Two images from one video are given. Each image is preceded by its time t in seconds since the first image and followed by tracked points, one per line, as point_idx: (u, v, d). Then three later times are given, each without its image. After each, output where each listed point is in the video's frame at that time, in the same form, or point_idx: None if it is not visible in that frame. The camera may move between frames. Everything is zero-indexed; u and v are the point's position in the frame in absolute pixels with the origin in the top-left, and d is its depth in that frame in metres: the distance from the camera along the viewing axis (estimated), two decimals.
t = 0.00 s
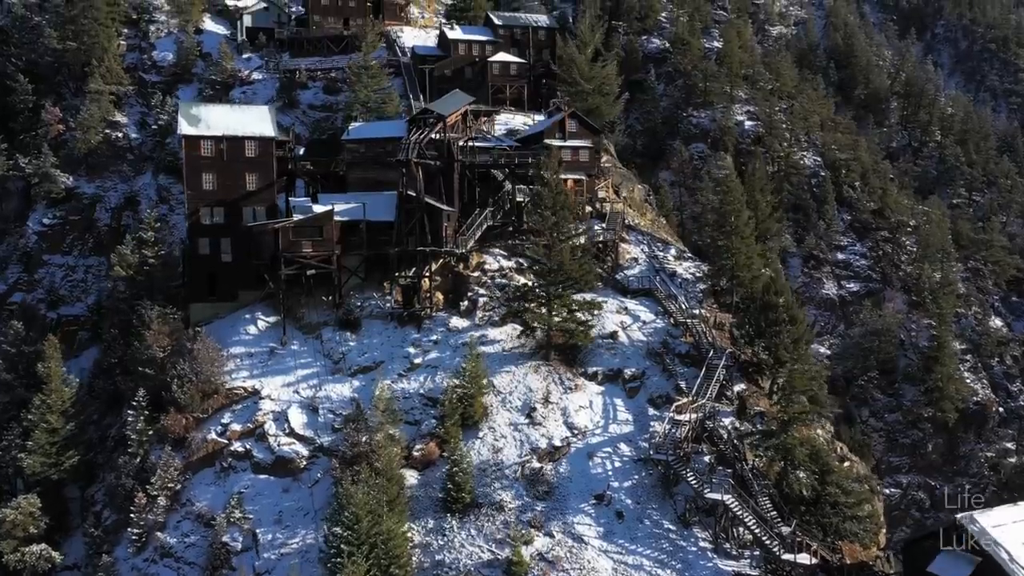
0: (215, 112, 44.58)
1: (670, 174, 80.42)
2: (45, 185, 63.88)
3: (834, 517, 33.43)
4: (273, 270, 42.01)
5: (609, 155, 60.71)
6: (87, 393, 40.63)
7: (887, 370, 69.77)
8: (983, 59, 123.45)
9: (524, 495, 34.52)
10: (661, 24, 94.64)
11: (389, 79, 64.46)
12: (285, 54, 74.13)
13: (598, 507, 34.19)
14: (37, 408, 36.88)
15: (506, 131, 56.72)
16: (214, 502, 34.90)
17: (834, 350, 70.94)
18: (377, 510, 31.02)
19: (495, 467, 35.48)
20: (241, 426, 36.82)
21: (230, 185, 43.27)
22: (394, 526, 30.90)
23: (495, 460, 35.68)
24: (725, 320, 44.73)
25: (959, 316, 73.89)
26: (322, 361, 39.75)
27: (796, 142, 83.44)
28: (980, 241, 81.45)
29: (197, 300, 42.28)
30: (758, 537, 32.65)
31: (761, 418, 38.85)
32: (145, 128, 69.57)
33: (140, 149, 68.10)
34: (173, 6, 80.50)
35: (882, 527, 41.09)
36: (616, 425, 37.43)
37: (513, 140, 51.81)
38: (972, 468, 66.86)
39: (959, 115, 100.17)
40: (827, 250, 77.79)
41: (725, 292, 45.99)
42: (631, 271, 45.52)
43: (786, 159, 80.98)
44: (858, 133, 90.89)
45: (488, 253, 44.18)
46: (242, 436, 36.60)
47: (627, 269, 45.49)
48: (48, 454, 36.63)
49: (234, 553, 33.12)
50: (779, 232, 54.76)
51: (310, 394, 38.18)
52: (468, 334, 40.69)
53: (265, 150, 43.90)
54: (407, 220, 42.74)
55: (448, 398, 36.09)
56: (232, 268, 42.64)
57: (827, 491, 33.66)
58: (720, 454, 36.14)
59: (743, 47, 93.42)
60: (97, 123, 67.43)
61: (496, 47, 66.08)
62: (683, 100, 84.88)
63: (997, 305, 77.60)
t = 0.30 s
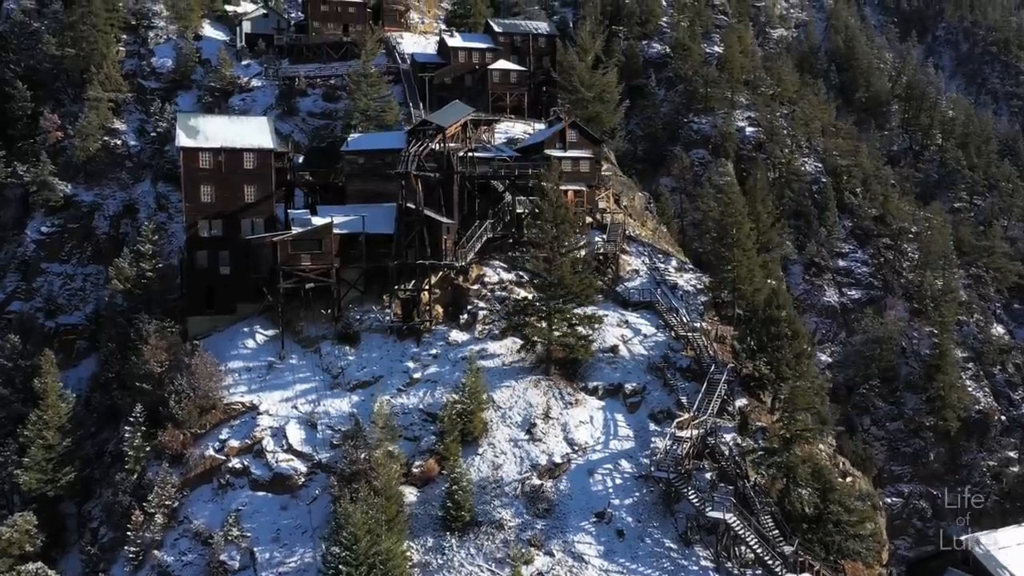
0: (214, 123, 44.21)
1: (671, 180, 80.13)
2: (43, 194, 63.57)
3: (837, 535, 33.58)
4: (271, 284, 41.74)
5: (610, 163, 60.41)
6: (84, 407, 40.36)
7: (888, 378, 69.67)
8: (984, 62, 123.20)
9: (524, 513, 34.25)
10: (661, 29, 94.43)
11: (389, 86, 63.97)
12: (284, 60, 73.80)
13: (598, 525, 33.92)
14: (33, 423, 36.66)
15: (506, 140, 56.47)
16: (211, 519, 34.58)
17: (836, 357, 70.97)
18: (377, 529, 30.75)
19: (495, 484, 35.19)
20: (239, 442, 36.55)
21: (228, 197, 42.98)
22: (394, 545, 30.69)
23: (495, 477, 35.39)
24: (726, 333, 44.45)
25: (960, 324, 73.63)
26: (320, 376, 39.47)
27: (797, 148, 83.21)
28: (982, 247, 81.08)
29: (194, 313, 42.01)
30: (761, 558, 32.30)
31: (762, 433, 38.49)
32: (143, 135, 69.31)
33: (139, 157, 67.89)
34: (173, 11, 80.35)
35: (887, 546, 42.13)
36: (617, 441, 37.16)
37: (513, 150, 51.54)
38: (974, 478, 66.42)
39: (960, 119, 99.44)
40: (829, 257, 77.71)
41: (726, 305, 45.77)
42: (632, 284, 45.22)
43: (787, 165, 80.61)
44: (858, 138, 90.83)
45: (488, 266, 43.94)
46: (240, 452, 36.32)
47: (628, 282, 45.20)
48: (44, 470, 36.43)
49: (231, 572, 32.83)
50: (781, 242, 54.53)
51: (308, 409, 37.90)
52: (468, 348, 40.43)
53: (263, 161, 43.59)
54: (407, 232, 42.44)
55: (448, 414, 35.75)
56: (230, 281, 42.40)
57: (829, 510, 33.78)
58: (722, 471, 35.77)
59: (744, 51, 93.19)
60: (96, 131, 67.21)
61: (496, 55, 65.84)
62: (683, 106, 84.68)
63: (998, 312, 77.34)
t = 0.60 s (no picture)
0: (212, 135, 43.82)
1: (672, 186, 79.73)
2: (40, 202, 63.21)
3: (841, 555, 33.13)
4: (269, 297, 41.35)
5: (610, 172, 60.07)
6: (80, 423, 40.02)
7: (890, 387, 69.31)
8: (985, 65, 122.76)
9: (524, 532, 33.90)
10: (662, 34, 94.08)
11: (388, 94, 63.55)
12: (283, 67, 73.41)
13: (598, 544, 33.55)
14: (28, 440, 36.28)
15: (506, 149, 56.15)
16: (207, 539, 34.20)
17: (837, 365, 70.71)
18: (375, 549, 30.38)
19: (494, 502, 34.80)
20: (236, 458, 36.17)
21: (225, 210, 42.62)
22: (392, 566, 30.33)
23: (494, 495, 34.99)
24: (728, 346, 44.08)
25: (963, 331, 73.24)
26: (318, 391, 39.08)
27: (798, 154, 82.90)
28: (984, 254, 80.74)
29: (191, 326, 41.66)
30: None
31: (764, 450, 38.14)
32: (141, 143, 69.00)
33: (137, 164, 67.59)
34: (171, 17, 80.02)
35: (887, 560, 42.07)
36: (617, 458, 36.79)
37: (513, 160, 51.23)
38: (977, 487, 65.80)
39: (962, 122, 98.67)
40: (830, 265, 77.39)
41: (728, 317, 45.41)
42: (633, 297, 44.88)
43: (788, 171, 80.12)
44: (860, 144, 90.58)
45: (487, 278, 43.66)
46: (236, 469, 35.95)
47: (628, 294, 44.85)
48: (39, 487, 36.01)
49: None
50: (783, 252, 54.16)
51: (306, 425, 37.52)
52: (468, 363, 40.08)
53: (261, 173, 43.20)
54: (406, 245, 42.09)
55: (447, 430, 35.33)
56: (227, 294, 42.06)
57: (832, 529, 33.39)
58: (724, 489, 35.40)
59: (744, 56, 92.87)
60: (94, 138, 66.85)
61: (496, 62, 65.52)
62: (684, 111, 84.31)
63: (1000, 320, 77.06)
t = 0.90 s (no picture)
0: (208, 146, 43.24)
1: (673, 193, 79.17)
2: (37, 210, 62.71)
3: None
4: (266, 311, 40.86)
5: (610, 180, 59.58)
6: (75, 439, 39.55)
7: (892, 397, 68.91)
8: (986, 68, 122.31)
9: (523, 553, 33.44)
10: (662, 39, 93.61)
11: (387, 101, 63.11)
12: (281, 73, 72.95)
13: (599, 565, 33.07)
14: (21, 458, 35.85)
15: (506, 158, 55.69)
16: (202, 559, 33.75)
17: (839, 374, 70.05)
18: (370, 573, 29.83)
19: (493, 522, 34.30)
20: (231, 476, 35.69)
21: (222, 223, 42.13)
22: None
23: (493, 514, 34.49)
24: (730, 360, 43.56)
25: (965, 340, 72.78)
26: (315, 407, 38.62)
27: (800, 160, 82.49)
28: (987, 262, 80.43)
29: (187, 340, 41.23)
30: None
31: (767, 468, 37.71)
32: (138, 150, 68.55)
33: (134, 171, 67.12)
34: (169, 22, 79.56)
35: None
36: (618, 476, 36.29)
37: (513, 170, 50.74)
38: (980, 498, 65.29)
39: (962, 127, 98.44)
40: (832, 272, 76.87)
41: (730, 330, 44.96)
42: (634, 310, 44.40)
43: (790, 178, 79.72)
44: (861, 149, 90.18)
45: (486, 291, 43.29)
46: (232, 486, 35.47)
47: (629, 307, 44.38)
48: (32, 506, 35.44)
49: None
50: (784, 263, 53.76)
51: (303, 442, 37.06)
52: (466, 378, 39.63)
53: (258, 185, 42.68)
54: (404, 259, 41.67)
55: (445, 448, 34.74)
56: (224, 308, 41.61)
57: (836, 550, 32.35)
58: (726, 508, 35.14)
59: (745, 61, 92.46)
60: (91, 145, 66.38)
61: (496, 70, 65.04)
62: (685, 117, 83.84)
63: (1003, 328, 76.66)
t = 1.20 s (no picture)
0: (204, 157, 42.73)
1: (674, 199, 78.34)
2: (32, 218, 62.14)
3: None
4: (262, 326, 40.29)
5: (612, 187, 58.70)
6: (68, 456, 38.99)
7: (895, 406, 67.94)
8: (988, 70, 121.64)
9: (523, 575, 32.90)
10: (663, 43, 93.02)
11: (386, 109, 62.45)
12: (279, 79, 72.40)
13: None
14: (12, 478, 35.34)
15: (505, 167, 55.09)
16: None
17: (841, 383, 69.45)
18: None
19: (493, 543, 33.74)
20: (226, 495, 35.10)
21: (217, 236, 41.53)
22: None
23: (492, 535, 33.90)
24: (733, 375, 42.99)
25: (968, 349, 72.22)
26: (312, 424, 38.02)
27: (801, 167, 82.01)
28: (990, 269, 79.95)
29: (182, 355, 40.66)
30: None
31: (770, 486, 37.20)
32: (135, 157, 67.99)
33: (130, 179, 66.56)
34: (166, 27, 78.99)
35: None
36: (619, 494, 35.70)
37: (512, 180, 50.23)
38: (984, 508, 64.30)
39: (964, 131, 97.89)
40: (834, 280, 76.31)
41: (732, 344, 44.37)
42: (635, 323, 43.84)
43: (791, 185, 79.19)
44: (863, 155, 89.87)
45: (485, 304, 42.78)
46: (227, 506, 34.87)
47: (630, 321, 43.81)
48: (23, 526, 34.90)
49: None
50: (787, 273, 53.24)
51: (299, 461, 36.45)
52: (465, 395, 39.03)
53: (254, 198, 42.11)
54: (402, 272, 40.98)
55: (442, 467, 34.06)
56: (219, 322, 41.00)
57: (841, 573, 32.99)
58: (729, 529, 34.60)
59: (746, 66, 91.99)
60: (87, 153, 65.80)
61: (496, 77, 64.46)
62: (686, 122, 83.27)
63: (1006, 336, 76.04)
